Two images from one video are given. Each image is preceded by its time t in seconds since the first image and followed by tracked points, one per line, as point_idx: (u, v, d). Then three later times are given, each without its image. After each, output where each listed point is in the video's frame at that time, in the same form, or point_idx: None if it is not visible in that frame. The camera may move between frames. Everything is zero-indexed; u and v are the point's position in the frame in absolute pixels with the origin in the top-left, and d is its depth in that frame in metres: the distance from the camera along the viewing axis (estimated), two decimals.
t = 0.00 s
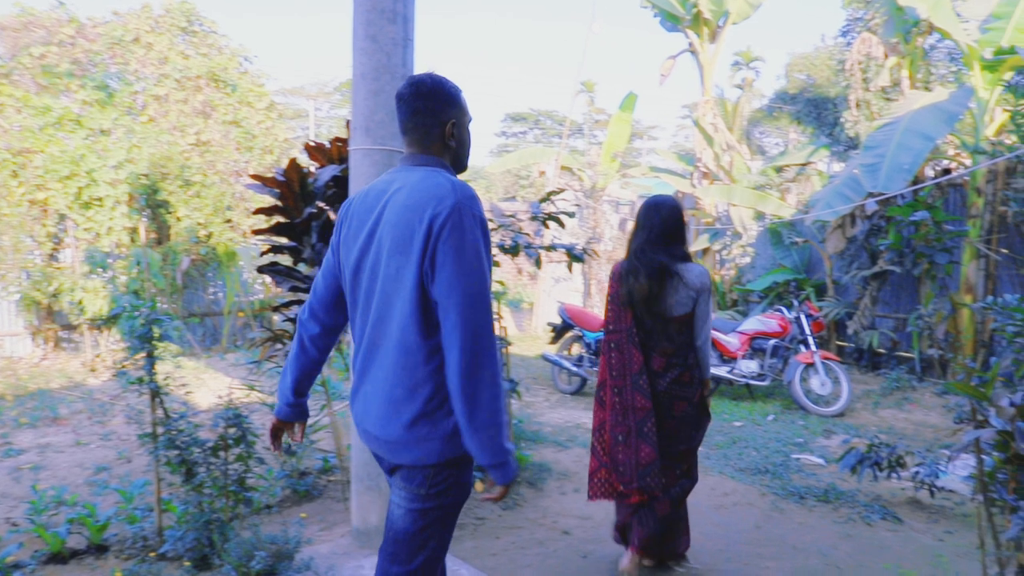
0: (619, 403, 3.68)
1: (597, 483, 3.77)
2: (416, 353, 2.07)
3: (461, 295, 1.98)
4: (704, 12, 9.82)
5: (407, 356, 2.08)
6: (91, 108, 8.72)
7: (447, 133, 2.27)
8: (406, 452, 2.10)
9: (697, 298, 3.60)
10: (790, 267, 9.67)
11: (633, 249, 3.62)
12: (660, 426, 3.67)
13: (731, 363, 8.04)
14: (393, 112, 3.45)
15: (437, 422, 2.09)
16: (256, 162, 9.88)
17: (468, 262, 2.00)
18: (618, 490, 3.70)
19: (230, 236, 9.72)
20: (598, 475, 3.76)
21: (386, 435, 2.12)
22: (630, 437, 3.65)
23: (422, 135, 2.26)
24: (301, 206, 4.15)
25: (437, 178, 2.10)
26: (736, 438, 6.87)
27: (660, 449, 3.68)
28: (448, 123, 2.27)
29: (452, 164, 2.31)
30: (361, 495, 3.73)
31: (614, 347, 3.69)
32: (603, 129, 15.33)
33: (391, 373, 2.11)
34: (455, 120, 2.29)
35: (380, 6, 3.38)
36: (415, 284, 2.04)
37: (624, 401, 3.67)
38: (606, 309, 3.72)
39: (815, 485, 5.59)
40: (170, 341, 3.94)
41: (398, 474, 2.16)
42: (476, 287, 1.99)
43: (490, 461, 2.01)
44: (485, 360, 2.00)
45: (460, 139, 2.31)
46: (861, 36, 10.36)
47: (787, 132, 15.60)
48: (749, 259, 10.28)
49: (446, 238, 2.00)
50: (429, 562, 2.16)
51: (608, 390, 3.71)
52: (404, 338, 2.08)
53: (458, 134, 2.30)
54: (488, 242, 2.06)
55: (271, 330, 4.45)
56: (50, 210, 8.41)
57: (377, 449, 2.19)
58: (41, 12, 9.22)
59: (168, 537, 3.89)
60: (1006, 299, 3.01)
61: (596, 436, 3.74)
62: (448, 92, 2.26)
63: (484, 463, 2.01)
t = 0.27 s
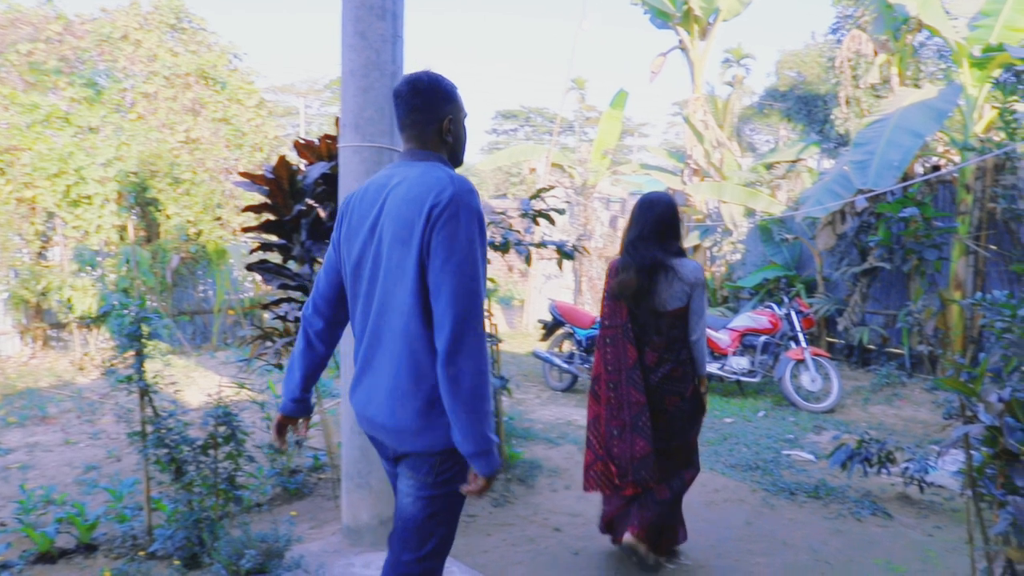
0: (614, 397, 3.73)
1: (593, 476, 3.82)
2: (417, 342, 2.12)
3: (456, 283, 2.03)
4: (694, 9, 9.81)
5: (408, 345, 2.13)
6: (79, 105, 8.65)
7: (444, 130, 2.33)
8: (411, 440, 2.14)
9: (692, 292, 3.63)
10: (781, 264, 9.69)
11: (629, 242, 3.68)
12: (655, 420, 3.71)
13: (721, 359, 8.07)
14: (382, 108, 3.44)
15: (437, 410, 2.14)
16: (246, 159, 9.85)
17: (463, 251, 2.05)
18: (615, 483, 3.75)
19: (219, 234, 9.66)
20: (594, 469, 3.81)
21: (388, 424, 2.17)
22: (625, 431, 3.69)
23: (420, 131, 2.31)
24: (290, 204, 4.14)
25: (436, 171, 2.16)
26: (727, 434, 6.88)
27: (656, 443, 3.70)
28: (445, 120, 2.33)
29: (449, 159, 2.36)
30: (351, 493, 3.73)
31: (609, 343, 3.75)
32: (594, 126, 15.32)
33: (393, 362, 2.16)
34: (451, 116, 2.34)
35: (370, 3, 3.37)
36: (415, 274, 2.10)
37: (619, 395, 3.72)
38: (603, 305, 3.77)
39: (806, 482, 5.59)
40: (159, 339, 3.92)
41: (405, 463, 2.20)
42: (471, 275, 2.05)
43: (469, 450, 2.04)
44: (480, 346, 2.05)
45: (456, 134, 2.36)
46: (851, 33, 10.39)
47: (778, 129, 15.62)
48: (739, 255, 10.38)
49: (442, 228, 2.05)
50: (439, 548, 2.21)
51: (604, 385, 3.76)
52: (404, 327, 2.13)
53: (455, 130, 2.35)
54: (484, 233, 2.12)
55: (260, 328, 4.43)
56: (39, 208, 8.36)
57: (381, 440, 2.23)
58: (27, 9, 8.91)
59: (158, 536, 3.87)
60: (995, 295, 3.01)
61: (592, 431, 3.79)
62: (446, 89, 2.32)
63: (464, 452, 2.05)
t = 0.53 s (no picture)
0: (604, 389, 3.72)
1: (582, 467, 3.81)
2: (417, 331, 2.18)
3: (456, 271, 2.09)
4: (684, 7, 9.82)
5: (408, 334, 2.19)
6: (66, 103, 8.60)
7: (439, 126, 2.35)
8: (415, 429, 2.19)
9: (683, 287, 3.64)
10: (770, 261, 9.72)
11: (622, 236, 3.68)
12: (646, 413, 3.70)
13: (711, 357, 8.06)
14: (371, 105, 3.42)
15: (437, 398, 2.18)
16: (235, 157, 9.81)
17: (462, 239, 2.11)
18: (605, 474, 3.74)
19: (208, 232, 9.62)
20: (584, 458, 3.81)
21: (390, 413, 2.21)
22: (615, 422, 3.68)
23: (415, 126, 2.34)
24: (278, 201, 4.12)
25: (433, 164, 2.22)
26: (717, 431, 6.89)
27: (646, 435, 3.69)
28: (439, 116, 2.36)
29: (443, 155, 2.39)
30: (341, 492, 3.71)
31: (600, 336, 3.74)
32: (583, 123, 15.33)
33: (393, 352, 2.21)
34: (446, 112, 2.37)
35: None
36: (415, 264, 2.16)
37: (609, 387, 3.71)
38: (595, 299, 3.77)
39: (795, 478, 5.61)
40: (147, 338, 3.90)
41: (408, 453, 2.24)
42: (470, 263, 2.11)
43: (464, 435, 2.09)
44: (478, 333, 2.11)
45: (450, 130, 2.39)
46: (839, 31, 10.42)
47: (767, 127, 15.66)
48: (729, 252, 10.40)
49: (441, 218, 2.11)
50: (455, 533, 2.27)
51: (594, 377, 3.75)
52: (405, 317, 2.18)
53: (449, 125, 2.38)
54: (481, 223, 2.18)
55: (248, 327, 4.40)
56: (25, 206, 8.30)
57: (384, 431, 2.26)
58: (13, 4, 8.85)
59: (146, 535, 3.84)
60: (982, 292, 2.98)
61: (582, 422, 3.78)
62: (440, 85, 2.35)
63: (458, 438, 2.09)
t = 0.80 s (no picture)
0: (595, 382, 3.71)
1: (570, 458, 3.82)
2: (416, 321, 2.28)
3: (453, 263, 2.19)
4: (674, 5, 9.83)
5: (408, 325, 2.29)
6: (54, 101, 8.54)
7: (432, 124, 2.42)
8: (418, 416, 2.30)
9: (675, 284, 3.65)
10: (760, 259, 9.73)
11: (618, 231, 3.68)
12: (636, 408, 3.69)
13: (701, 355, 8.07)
14: (360, 103, 3.41)
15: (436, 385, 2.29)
16: (224, 156, 9.78)
17: (457, 232, 2.20)
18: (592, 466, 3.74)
19: (198, 231, 9.60)
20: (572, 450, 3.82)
21: (392, 402, 2.32)
22: (605, 416, 3.68)
23: (409, 124, 2.41)
24: (267, 199, 4.10)
25: (428, 161, 2.30)
26: (708, 429, 6.90)
27: (635, 429, 3.69)
28: (433, 115, 2.42)
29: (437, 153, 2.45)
30: (331, 492, 3.69)
31: (592, 330, 3.73)
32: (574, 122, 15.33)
33: (394, 343, 2.31)
34: (438, 110, 2.44)
35: None
36: (413, 257, 2.25)
37: (598, 381, 3.70)
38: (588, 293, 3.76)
39: (786, 476, 5.62)
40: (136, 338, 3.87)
41: (413, 439, 2.35)
42: (466, 255, 2.20)
43: (470, 420, 2.21)
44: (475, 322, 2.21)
45: (443, 128, 2.46)
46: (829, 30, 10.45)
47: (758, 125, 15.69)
48: (719, 251, 10.32)
49: (437, 213, 2.20)
50: (474, 522, 2.40)
51: (585, 371, 3.75)
52: (404, 309, 2.29)
53: (442, 124, 2.45)
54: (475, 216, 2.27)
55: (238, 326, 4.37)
56: (13, 205, 8.24)
57: (386, 419, 2.37)
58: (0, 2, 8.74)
59: (134, 536, 3.81)
60: (971, 290, 3.01)
61: (571, 414, 3.78)
62: (432, 84, 2.41)
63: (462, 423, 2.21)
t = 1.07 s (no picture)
0: (583, 378, 3.71)
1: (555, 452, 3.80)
2: (415, 319, 2.27)
3: (449, 261, 2.18)
4: (664, 4, 9.83)
5: (407, 323, 2.28)
6: (42, 99, 8.49)
7: (427, 123, 2.42)
8: (418, 413, 2.30)
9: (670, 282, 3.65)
10: (750, 258, 9.75)
11: (613, 230, 3.68)
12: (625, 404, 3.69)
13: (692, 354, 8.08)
14: (350, 101, 3.39)
15: (437, 382, 2.28)
16: (214, 155, 9.74)
17: (453, 230, 2.19)
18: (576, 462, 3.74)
19: (188, 230, 9.59)
20: (558, 444, 3.80)
21: (393, 399, 2.31)
22: (593, 412, 3.69)
23: (403, 123, 2.40)
24: (256, 199, 4.08)
25: (421, 159, 2.29)
26: (698, 428, 6.91)
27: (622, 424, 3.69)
28: (427, 114, 2.42)
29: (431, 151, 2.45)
30: (320, 492, 3.67)
31: (583, 328, 3.73)
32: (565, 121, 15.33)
33: (393, 341, 2.30)
34: (432, 108, 2.43)
35: None
36: (409, 255, 2.24)
37: (587, 377, 3.71)
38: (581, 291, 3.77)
39: (776, 474, 5.63)
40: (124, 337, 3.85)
41: (416, 435, 2.35)
42: (463, 252, 2.20)
43: (477, 414, 2.22)
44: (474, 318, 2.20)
45: (437, 126, 2.45)
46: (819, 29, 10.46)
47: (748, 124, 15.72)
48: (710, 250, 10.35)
49: (433, 211, 2.19)
50: (485, 507, 2.41)
51: (573, 367, 3.75)
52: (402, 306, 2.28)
53: (436, 122, 2.44)
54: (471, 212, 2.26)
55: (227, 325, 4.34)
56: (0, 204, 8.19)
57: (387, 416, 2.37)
58: None
59: (123, 537, 3.79)
60: (960, 287, 3.02)
61: (558, 410, 3.78)
62: (427, 82, 2.41)
63: (471, 417, 2.21)
